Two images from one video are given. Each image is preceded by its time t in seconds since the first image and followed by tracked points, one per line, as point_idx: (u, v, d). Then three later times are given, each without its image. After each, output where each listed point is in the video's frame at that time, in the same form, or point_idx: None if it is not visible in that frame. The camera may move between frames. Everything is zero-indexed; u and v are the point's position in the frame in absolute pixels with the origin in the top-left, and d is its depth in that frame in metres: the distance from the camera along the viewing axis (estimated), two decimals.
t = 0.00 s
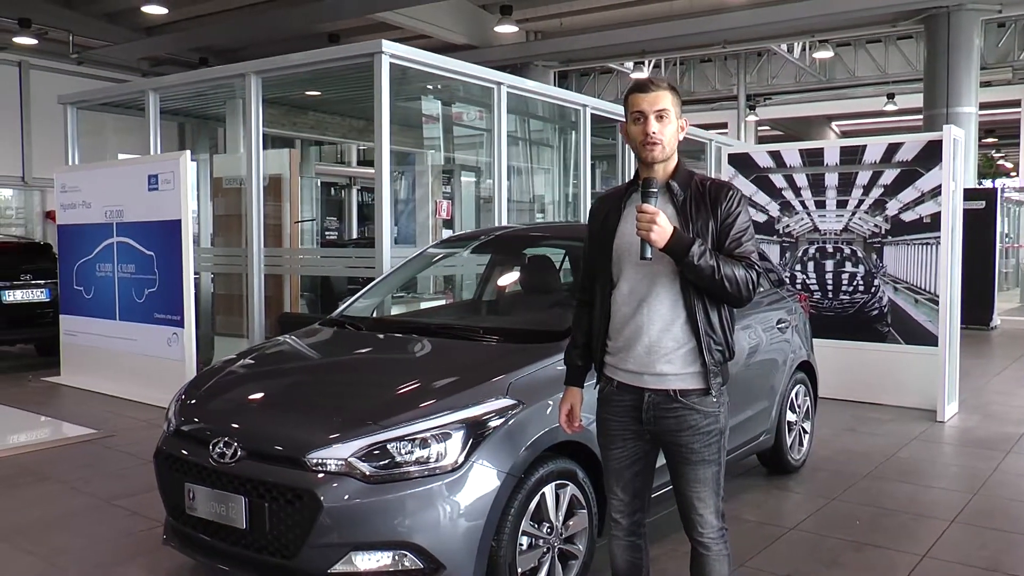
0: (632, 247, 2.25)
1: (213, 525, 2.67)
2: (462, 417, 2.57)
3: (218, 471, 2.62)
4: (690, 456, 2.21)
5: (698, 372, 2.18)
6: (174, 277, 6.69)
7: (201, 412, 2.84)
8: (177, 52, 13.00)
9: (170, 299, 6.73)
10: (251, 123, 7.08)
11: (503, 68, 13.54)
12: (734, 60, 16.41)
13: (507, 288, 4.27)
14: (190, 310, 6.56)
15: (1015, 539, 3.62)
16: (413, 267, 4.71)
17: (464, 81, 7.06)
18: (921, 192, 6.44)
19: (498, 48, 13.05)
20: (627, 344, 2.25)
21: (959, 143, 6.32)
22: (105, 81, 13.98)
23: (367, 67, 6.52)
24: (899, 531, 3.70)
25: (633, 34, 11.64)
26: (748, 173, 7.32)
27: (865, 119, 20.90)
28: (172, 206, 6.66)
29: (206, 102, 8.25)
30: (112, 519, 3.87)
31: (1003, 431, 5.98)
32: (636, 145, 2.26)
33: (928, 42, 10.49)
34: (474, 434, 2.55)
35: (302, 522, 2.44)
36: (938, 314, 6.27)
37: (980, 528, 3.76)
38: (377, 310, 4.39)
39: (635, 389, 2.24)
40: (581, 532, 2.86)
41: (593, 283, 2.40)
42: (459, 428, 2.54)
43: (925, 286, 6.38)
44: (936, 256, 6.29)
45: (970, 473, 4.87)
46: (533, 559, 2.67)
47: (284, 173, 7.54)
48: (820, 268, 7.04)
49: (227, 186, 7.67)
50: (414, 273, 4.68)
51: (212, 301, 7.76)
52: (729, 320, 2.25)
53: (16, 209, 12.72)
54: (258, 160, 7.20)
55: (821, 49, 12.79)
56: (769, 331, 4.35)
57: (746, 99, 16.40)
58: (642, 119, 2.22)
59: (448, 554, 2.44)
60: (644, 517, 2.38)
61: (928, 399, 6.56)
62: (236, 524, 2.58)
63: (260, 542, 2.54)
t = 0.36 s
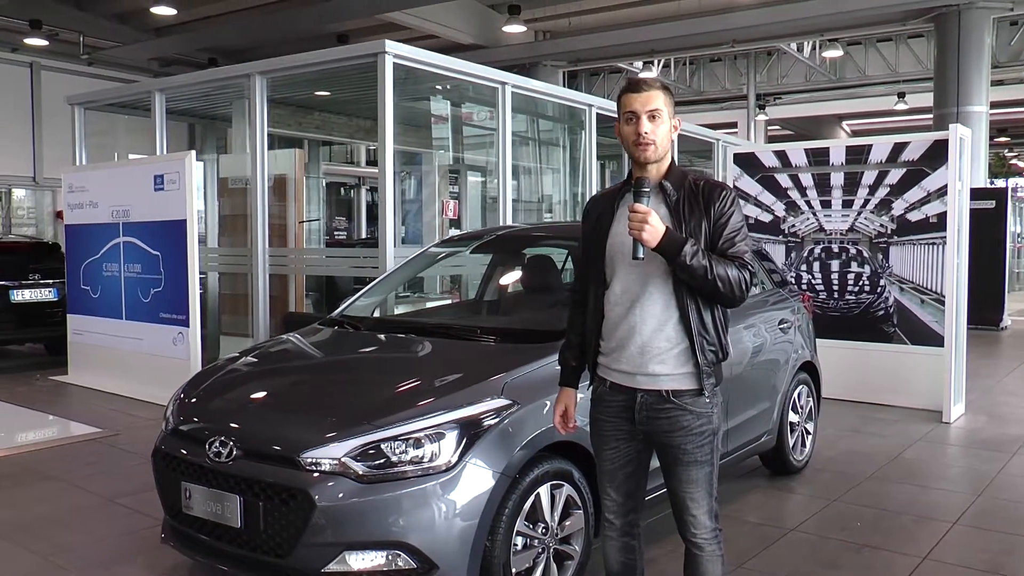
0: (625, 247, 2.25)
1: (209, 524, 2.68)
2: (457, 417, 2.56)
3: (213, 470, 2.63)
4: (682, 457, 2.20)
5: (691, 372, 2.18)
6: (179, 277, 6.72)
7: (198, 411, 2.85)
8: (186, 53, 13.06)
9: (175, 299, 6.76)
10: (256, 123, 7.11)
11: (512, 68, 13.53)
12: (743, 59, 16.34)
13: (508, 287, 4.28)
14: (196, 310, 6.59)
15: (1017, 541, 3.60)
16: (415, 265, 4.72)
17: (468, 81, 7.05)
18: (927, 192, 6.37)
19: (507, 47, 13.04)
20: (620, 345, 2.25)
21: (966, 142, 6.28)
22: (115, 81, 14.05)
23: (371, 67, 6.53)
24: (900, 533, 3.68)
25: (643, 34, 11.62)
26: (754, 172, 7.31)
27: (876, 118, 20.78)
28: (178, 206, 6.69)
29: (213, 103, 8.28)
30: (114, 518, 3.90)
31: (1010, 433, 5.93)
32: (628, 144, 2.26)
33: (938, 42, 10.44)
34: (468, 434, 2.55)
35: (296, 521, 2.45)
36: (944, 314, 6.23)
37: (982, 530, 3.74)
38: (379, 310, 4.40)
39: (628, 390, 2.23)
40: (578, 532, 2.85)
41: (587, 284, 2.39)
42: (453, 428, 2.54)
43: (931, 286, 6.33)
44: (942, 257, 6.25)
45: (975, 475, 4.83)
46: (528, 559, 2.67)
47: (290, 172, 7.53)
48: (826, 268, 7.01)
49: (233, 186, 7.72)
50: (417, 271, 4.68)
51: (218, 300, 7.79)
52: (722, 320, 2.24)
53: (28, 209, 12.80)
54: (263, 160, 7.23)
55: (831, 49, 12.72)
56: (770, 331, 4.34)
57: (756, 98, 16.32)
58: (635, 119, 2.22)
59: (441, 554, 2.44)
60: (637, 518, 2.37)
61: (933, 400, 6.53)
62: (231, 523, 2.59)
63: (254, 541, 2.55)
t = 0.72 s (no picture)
0: (618, 247, 2.24)
1: (204, 523, 2.69)
2: (450, 417, 2.56)
3: (208, 470, 2.64)
4: (675, 457, 2.19)
5: (684, 372, 2.17)
6: (183, 277, 6.75)
7: (195, 411, 2.86)
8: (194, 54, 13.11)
9: (180, 299, 6.80)
10: (260, 124, 7.14)
11: (520, 68, 13.54)
12: (752, 58, 16.28)
13: (509, 284, 4.28)
14: (201, 309, 6.62)
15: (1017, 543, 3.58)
16: (417, 263, 4.73)
17: (472, 81, 7.04)
18: (932, 192, 6.37)
19: (515, 48, 13.05)
20: (613, 344, 2.24)
21: (971, 141, 6.24)
22: (123, 82, 14.12)
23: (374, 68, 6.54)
24: (901, 534, 3.66)
25: (651, 34, 11.62)
26: (758, 172, 7.29)
27: (886, 117, 20.71)
28: (182, 206, 6.72)
29: (220, 103, 8.32)
30: (116, 516, 3.92)
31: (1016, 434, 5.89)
32: (622, 144, 2.25)
33: (948, 41, 10.40)
34: (460, 433, 2.54)
35: (289, 520, 2.45)
36: (950, 314, 6.20)
37: (983, 532, 3.72)
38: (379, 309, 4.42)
39: (620, 390, 2.22)
40: (573, 533, 2.85)
41: (580, 285, 2.39)
42: (447, 428, 2.54)
43: (936, 287, 6.30)
44: (947, 257, 6.23)
45: (979, 476, 4.80)
46: (523, 559, 2.67)
47: (294, 173, 7.46)
48: (831, 269, 6.98)
49: (238, 186, 7.75)
50: (418, 270, 4.69)
51: (223, 300, 7.83)
52: (716, 320, 2.23)
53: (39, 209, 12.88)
54: (266, 160, 7.28)
55: (840, 48, 12.67)
56: (771, 331, 4.32)
57: (765, 97, 16.26)
58: (629, 119, 2.21)
59: (434, 554, 2.44)
60: (630, 518, 2.36)
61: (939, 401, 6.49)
62: (226, 523, 2.60)
63: (248, 541, 2.56)
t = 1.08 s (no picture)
0: (611, 248, 2.23)
1: (200, 522, 2.70)
2: (443, 417, 2.56)
3: (204, 468, 2.65)
4: (668, 455, 2.17)
5: (677, 371, 2.15)
6: (188, 276, 6.77)
7: (192, 410, 2.87)
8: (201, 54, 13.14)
9: (184, 298, 6.82)
10: (264, 124, 7.18)
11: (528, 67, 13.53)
12: (761, 57, 16.22)
13: (511, 282, 4.28)
14: (204, 309, 6.65)
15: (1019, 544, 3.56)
16: (418, 262, 4.72)
17: (474, 81, 7.00)
18: (937, 191, 6.33)
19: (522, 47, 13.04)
20: (606, 344, 2.23)
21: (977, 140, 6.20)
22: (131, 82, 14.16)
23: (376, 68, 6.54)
24: (902, 535, 3.64)
25: (659, 32, 11.60)
26: (763, 171, 7.26)
27: (896, 116, 20.63)
28: (186, 206, 6.74)
29: (226, 104, 8.33)
30: (117, 515, 3.93)
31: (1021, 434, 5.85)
32: (616, 144, 2.24)
33: (956, 39, 10.36)
34: (454, 432, 2.55)
35: (283, 519, 2.46)
36: (954, 314, 6.16)
37: (985, 533, 3.70)
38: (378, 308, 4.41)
39: (613, 388, 2.21)
40: (568, 532, 2.85)
41: (573, 286, 2.39)
42: (440, 427, 2.54)
43: (939, 286, 6.28)
44: (952, 257, 6.20)
45: (982, 477, 4.77)
46: (517, 559, 2.67)
47: (298, 172, 7.43)
48: (836, 268, 6.95)
49: (242, 186, 7.77)
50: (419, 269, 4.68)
51: (228, 300, 7.86)
52: (709, 320, 2.23)
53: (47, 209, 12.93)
54: (270, 160, 7.34)
55: (848, 47, 12.63)
56: (773, 332, 4.30)
57: (773, 96, 16.20)
58: (623, 119, 2.21)
59: (427, 554, 2.44)
60: (623, 518, 2.35)
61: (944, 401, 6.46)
62: (221, 521, 2.61)
63: (243, 539, 2.57)
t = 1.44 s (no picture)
0: (606, 247, 2.22)
1: (197, 519, 2.72)
2: (439, 416, 2.57)
3: (201, 466, 2.67)
4: (661, 455, 2.17)
5: (672, 371, 2.15)
6: (194, 274, 6.80)
7: (190, 408, 2.88)
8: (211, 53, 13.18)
9: (191, 295, 6.86)
10: (271, 124, 7.20)
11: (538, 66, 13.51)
12: (773, 55, 16.15)
13: (514, 280, 4.27)
14: (211, 307, 6.67)
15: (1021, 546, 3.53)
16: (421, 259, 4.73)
17: (480, 80, 7.00)
18: (945, 190, 6.29)
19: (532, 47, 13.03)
20: (600, 343, 2.22)
21: (985, 138, 6.15)
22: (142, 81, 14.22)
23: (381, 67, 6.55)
24: (905, 536, 3.62)
25: (670, 31, 11.57)
26: (770, 171, 7.23)
27: (910, 114, 20.49)
28: (193, 205, 6.77)
29: (235, 103, 8.37)
30: (121, 512, 3.95)
31: None
32: (612, 143, 2.23)
33: (970, 37, 10.28)
34: (448, 431, 2.55)
35: (278, 516, 2.47)
36: (962, 313, 6.11)
37: (988, 534, 3.67)
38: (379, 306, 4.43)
39: (607, 388, 2.20)
40: (566, 531, 2.86)
41: (567, 285, 2.38)
42: (436, 425, 2.54)
43: (946, 286, 6.25)
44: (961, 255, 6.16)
45: (988, 478, 4.74)
46: (513, 558, 2.67)
47: (304, 171, 7.45)
48: (843, 268, 6.91)
49: (249, 185, 7.80)
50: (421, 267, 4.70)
51: (236, 298, 7.90)
52: (703, 320, 2.22)
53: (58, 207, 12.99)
54: (275, 158, 7.35)
55: (860, 45, 12.55)
56: (776, 331, 4.27)
57: (785, 95, 16.10)
58: (619, 118, 2.19)
59: (422, 553, 2.44)
60: (618, 517, 2.35)
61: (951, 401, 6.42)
62: (218, 519, 2.62)
63: (239, 537, 2.58)
